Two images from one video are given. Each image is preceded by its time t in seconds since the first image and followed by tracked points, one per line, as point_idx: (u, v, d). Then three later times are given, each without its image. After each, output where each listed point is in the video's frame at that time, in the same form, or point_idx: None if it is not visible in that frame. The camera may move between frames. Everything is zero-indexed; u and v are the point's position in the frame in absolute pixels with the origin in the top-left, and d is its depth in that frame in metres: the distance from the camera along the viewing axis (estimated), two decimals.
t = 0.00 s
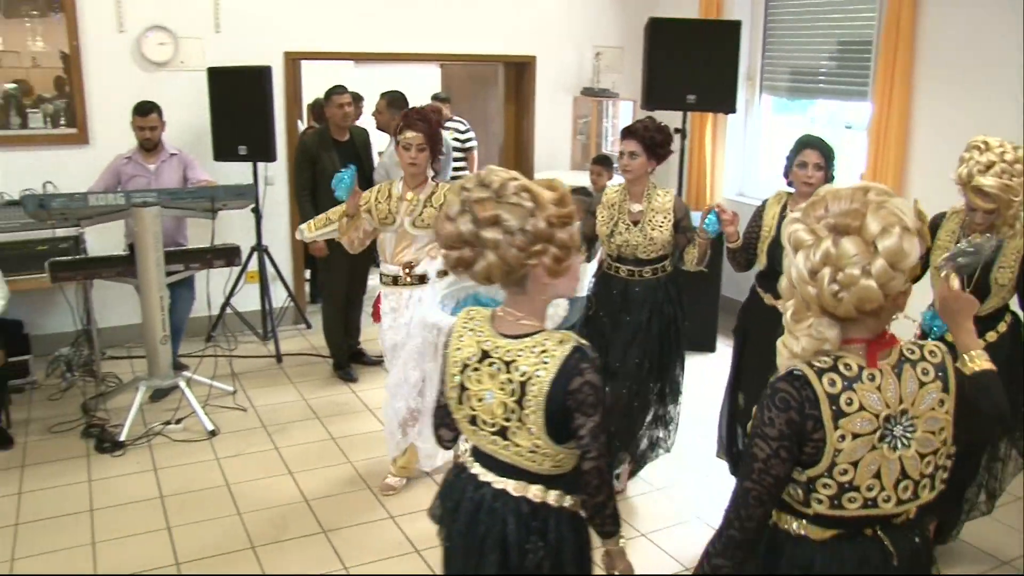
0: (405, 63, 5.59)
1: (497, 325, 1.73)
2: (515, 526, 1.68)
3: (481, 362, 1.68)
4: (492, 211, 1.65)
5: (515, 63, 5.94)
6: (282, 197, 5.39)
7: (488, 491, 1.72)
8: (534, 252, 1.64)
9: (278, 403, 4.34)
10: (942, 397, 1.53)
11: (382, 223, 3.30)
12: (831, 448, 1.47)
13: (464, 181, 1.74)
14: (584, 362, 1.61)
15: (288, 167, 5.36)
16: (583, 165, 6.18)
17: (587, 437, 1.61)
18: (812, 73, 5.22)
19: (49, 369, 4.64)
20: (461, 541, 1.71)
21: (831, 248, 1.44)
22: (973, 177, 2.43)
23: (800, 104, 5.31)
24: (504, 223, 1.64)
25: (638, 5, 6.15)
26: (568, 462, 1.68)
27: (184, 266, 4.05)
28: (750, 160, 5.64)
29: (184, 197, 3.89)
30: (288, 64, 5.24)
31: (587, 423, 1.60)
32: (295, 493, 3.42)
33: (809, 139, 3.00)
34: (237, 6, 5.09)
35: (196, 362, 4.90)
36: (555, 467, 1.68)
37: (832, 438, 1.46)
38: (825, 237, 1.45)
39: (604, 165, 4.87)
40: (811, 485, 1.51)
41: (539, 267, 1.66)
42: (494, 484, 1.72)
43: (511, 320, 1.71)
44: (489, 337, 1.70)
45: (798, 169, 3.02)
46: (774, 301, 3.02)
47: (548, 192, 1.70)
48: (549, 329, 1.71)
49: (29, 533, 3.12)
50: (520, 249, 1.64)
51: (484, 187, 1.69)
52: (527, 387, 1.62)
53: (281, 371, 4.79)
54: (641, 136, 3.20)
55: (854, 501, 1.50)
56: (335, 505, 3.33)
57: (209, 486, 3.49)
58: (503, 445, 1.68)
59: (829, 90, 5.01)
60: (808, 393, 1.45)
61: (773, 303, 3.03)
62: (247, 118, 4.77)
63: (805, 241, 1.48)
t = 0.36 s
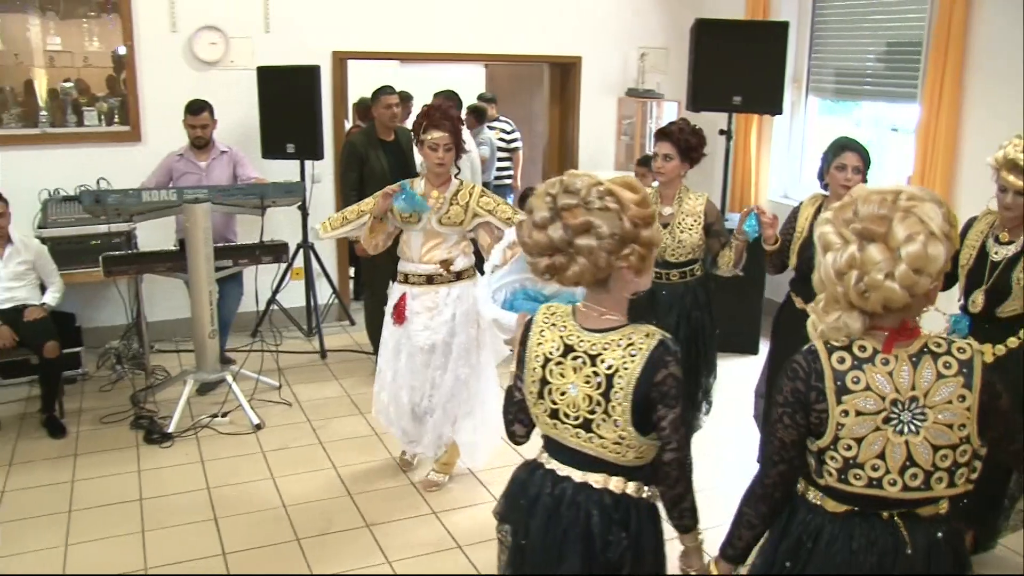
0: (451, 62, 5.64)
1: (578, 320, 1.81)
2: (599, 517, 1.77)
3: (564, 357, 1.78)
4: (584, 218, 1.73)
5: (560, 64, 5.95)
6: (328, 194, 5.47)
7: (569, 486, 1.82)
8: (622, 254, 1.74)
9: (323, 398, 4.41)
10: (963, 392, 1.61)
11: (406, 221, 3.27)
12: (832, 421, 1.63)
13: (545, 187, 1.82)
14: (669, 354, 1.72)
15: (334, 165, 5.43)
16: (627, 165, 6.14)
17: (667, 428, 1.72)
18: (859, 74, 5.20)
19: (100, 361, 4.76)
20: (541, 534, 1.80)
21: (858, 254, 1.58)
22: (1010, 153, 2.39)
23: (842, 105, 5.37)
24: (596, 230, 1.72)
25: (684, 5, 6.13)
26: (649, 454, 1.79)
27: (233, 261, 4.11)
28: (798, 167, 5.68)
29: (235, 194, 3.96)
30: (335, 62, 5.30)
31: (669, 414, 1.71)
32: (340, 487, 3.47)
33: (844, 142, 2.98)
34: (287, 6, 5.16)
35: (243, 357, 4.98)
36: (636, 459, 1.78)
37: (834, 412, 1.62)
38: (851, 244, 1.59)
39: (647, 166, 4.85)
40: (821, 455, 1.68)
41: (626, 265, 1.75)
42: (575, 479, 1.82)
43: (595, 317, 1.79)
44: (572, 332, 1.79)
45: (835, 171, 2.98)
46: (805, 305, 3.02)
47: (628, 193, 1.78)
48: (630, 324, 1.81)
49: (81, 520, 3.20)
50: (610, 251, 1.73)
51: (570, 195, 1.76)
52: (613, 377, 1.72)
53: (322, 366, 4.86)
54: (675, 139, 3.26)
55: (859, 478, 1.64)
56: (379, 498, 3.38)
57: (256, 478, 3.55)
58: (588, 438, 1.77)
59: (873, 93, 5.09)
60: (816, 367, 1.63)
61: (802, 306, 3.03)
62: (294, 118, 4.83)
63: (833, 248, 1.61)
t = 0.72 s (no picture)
0: (469, 62, 5.65)
1: (621, 318, 1.83)
2: (638, 512, 1.80)
3: (609, 354, 1.79)
4: (638, 217, 1.75)
5: (578, 64, 5.96)
6: (345, 193, 5.50)
7: (606, 482, 1.83)
8: (673, 252, 1.76)
9: (340, 396, 4.43)
10: (974, 391, 1.60)
11: (411, 220, 3.28)
12: (842, 408, 1.66)
13: (591, 188, 1.83)
14: (713, 351, 1.76)
15: (352, 164, 5.46)
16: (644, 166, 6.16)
17: (714, 422, 1.77)
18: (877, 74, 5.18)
19: (119, 358, 4.81)
20: (578, 531, 1.82)
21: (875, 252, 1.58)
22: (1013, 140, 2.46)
23: (862, 108, 5.34)
24: (651, 228, 1.74)
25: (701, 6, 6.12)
26: (692, 448, 1.83)
27: (251, 260, 4.14)
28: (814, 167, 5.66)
29: (255, 192, 3.99)
30: (354, 62, 5.33)
31: (714, 409, 1.76)
32: (357, 483, 3.50)
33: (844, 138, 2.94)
34: (306, 6, 5.19)
35: (260, 355, 5.01)
36: (680, 453, 1.82)
37: (844, 400, 1.66)
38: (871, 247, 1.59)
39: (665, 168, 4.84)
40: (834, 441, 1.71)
41: (675, 262, 1.78)
42: (613, 474, 1.84)
43: (639, 315, 1.82)
44: (617, 330, 1.81)
45: (840, 171, 2.96)
46: (808, 301, 3.02)
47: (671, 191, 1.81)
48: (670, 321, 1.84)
49: (100, 514, 3.24)
50: (662, 249, 1.75)
51: (621, 195, 1.78)
52: (659, 374, 1.75)
53: (338, 364, 4.89)
54: (679, 137, 3.23)
55: (867, 465, 1.66)
56: (396, 495, 3.40)
57: (273, 474, 3.58)
58: (633, 434, 1.80)
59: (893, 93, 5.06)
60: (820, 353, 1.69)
61: (807, 302, 3.02)
62: (313, 118, 4.86)
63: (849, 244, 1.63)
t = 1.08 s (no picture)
0: (479, 62, 5.68)
1: (641, 322, 1.85)
2: (653, 509, 1.81)
3: (629, 359, 1.82)
4: (666, 227, 1.77)
5: (586, 65, 5.98)
6: (355, 192, 5.53)
7: (622, 480, 1.85)
8: (699, 257, 1.79)
9: (349, 394, 4.46)
10: (961, 379, 1.61)
11: (409, 219, 3.32)
12: (836, 394, 1.72)
13: (612, 201, 1.84)
14: (732, 358, 1.78)
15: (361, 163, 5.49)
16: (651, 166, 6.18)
17: (731, 426, 1.79)
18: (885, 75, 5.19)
19: (129, 355, 4.85)
20: (592, 525, 1.84)
21: (869, 227, 1.64)
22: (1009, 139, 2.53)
23: (871, 109, 5.22)
24: (678, 237, 1.76)
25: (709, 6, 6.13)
26: (708, 450, 1.85)
27: (261, 258, 4.16)
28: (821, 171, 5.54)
29: (265, 191, 4.02)
30: (363, 62, 5.36)
31: (732, 413, 1.78)
32: (366, 480, 3.53)
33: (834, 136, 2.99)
34: (316, 6, 5.22)
35: (269, 353, 5.04)
36: (698, 456, 1.84)
37: (838, 386, 1.71)
38: (856, 225, 1.65)
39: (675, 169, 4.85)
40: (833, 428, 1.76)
41: (699, 267, 1.81)
42: (629, 473, 1.85)
43: (659, 321, 1.83)
44: (637, 334, 1.83)
45: (828, 167, 3.02)
46: (808, 292, 3.07)
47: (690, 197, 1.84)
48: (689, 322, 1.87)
49: (111, 508, 3.28)
50: (689, 256, 1.78)
51: (646, 205, 1.79)
52: (679, 381, 1.78)
53: (347, 362, 4.91)
54: (670, 135, 3.26)
55: (861, 451, 1.71)
56: (404, 492, 3.42)
57: (282, 471, 3.61)
58: (651, 437, 1.82)
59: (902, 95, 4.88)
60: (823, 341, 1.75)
61: (806, 294, 3.07)
62: (325, 118, 4.88)
63: (840, 222, 1.69)
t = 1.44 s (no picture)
0: (505, 62, 5.70)
1: (649, 333, 1.79)
2: (662, 529, 1.75)
3: (634, 372, 1.77)
4: (661, 231, 1.72)
5: (612, 65, 5.99)
6: (380, 191, 5.57)
7: (627, 499, 1.79)
8: (698, 270, 1.72)
9: (373, 392, 4.49)
10: None
11: (439, 214, 3.36)
12: (890, 413, 1.65)
13: (620, 200, 1.81)
14: (742, 373, 1.73)
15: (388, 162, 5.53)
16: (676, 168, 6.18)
17: (739, 443, 1.75)
18: (915, 77, 5.16)
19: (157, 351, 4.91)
20: (599, 550, 1.77)
21: (937, 233, 1.58)
22: None
23: (899, 109, 5.30)
24: (672, 243, 1.71)
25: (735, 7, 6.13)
26: (717, 469, 1.79)
27: (287, 256, 4.21)
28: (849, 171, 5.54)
29: (291, 189, 4.06)
30: (390, 62, 5.40)
31: (742, 431, 1.74)
32: (389, 477, 3.55)
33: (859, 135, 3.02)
34: (343, 7, 5.27)
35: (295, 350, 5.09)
36: (705, 474, 1.78)
37: (892, 404, 1.64)
38: (924, 232, 1.59)
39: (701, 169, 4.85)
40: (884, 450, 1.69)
41: (700, 282, 1.73)
42: (635, 492, 1.79)
43: (667, 332, 1.78)
44: (644, 346, 1.77)
45: (850, 166, 3.05)
46: (833, 291, 3.09)
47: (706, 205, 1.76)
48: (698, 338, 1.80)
49: (139, 500, 3.33)
50: (686, 267, 1.71)
51: (648, 208, 1.75)
52: (686, 395, 1.72)
53: (372, 360, 4.95)
54: (694, 135, 3.31)
55: (919, 473, 1.64)
56: (427, 489, 3.45)
57: (307, 467, 3.64)
58: (656, 453, 1.76)
59: (930, 95, 5.04)
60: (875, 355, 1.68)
61: (831, 292, 3.09)
62: (351, 118, 4.92)
63: (902, 230, 1.63)
